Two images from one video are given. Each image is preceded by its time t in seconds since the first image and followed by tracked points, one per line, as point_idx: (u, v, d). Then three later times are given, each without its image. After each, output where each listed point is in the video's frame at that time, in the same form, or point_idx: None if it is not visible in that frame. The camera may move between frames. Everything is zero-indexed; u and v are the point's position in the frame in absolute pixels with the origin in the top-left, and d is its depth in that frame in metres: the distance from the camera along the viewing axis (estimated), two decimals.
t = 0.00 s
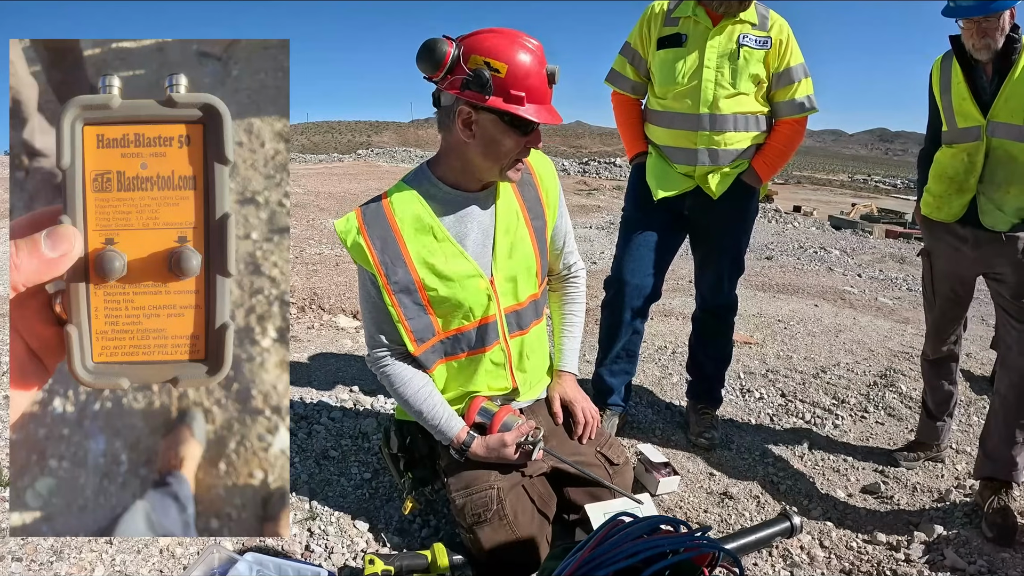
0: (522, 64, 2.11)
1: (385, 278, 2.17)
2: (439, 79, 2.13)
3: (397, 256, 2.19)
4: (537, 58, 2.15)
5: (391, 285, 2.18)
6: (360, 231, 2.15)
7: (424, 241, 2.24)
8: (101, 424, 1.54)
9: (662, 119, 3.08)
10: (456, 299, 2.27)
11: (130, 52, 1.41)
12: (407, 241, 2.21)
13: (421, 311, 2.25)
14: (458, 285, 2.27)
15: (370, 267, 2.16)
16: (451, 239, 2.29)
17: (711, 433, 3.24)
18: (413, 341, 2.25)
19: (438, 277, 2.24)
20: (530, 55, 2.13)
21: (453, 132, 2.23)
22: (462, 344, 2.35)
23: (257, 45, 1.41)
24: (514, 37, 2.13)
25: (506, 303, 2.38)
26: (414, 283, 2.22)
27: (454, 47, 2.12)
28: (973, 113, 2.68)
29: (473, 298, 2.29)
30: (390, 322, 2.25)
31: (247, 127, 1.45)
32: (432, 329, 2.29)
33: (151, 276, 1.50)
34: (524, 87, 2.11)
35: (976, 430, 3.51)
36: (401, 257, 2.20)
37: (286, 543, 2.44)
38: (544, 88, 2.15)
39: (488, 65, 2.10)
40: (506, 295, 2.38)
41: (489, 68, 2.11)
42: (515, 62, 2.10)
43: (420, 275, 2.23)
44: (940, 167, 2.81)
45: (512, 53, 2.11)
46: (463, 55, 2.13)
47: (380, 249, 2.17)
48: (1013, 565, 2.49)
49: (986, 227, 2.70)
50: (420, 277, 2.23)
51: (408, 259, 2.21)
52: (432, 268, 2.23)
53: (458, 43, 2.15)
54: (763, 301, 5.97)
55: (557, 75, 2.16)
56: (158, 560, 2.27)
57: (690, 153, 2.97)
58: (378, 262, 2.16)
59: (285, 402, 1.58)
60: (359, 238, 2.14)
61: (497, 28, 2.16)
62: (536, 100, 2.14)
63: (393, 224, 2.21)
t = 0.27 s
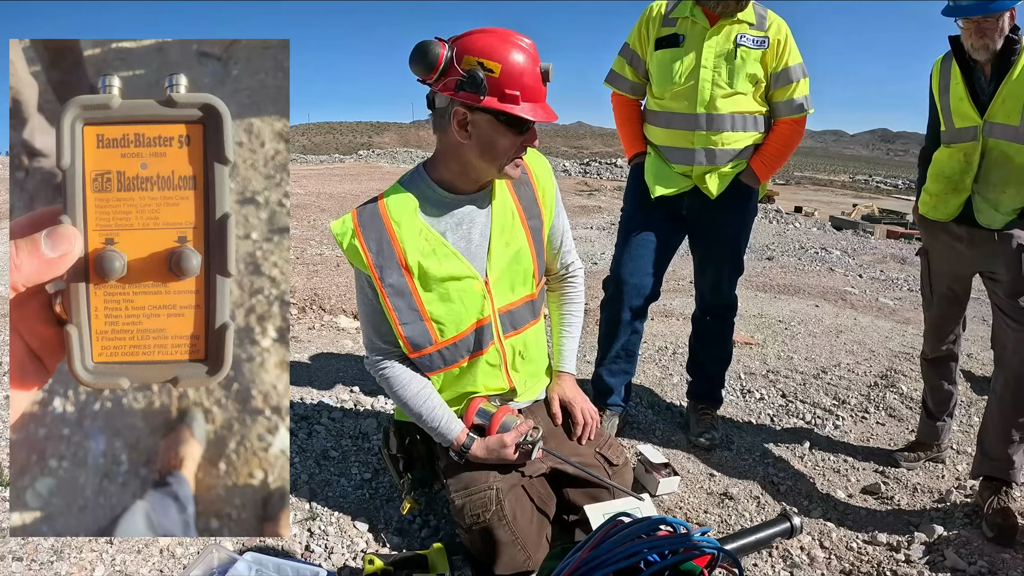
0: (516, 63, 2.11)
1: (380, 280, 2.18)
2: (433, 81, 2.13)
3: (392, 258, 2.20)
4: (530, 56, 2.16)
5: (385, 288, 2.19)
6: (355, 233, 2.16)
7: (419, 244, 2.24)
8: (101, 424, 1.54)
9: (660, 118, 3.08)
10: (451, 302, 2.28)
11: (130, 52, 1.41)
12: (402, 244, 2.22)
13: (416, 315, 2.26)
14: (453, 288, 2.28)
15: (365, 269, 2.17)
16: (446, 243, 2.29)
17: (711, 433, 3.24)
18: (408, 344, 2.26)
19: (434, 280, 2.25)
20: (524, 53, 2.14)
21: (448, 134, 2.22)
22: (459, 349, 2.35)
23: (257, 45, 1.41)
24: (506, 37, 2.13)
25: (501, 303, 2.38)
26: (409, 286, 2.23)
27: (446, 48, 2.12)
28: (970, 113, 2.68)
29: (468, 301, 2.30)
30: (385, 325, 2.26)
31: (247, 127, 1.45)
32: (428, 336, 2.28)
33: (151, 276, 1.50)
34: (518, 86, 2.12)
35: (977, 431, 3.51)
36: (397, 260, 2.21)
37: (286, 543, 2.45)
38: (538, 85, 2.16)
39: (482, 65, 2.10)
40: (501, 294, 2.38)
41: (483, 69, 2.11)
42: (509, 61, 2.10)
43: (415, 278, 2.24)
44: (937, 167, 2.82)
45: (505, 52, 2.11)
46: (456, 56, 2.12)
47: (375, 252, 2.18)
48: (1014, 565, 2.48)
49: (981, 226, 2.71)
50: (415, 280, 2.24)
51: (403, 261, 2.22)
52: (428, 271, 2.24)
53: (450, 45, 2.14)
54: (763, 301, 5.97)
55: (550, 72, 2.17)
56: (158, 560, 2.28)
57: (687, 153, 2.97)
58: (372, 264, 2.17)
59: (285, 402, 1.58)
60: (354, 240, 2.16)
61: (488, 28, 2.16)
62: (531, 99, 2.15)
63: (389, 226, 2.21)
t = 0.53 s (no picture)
0: (513, 63, 2.13)
1: (379, 282, 2.19)
2: (431, 84, 2.13)
3: (391, 260, 2.21)
4: (526, 58, 2.18)
5: (385, 291, 2.20)
6: (354, 235, 2.19)
7: (419, 247, 2.25)
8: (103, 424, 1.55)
9: (659, 119, 3.09)
10: (450, 306, 2.27)
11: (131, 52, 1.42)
12: (401, 246, 2.23)
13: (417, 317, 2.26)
14: (452, 290, 2.27)
15: (364, 271, 2.19)
16: (446, 247, 2.28)
17: (712, 434, 3.24)
18: (408, 346, 2.26)
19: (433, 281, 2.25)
20: (520, 54, 2.16)
21: (448, 137, 2.22)
22: (460, 353, 2.33)
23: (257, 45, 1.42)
24: (502, 39, 2.15)
25: (500, 304, 2.37)
26: (408, 289, 2.23)
27: (442, 52, 2.14)
28: (971, 114, 2.69)
29: (468, 303, 2.30)
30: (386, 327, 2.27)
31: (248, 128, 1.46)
32: (430, 340, 2.26)
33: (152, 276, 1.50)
34: (516, 86, 2.13)
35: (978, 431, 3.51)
36: (396, 261, 2.22)
37: (287, 543, 2.48)
38: (535, 85, 2.17)
39: (479, 67, 2.12)
40: (501, 296, 2.38)
41: (480, 71, 2.12)
42: (505, 62, 2.12)
43: (415, 281, 2.24)
44: (938, 168, 2.82)
45: (500, 54, 2.13)
46: (452, 60, 2.14)
47: (374, 254, 2.19)
48: (1015, 565, 2.48)
49: (979, 226, 2.70)
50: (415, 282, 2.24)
51: (403, 263, 2.23)
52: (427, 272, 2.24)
53: (446, 49, 2.17)
54: (764, 302, 5.97)
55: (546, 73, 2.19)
56: (160, 561, 2.30)
57: (686, 154, 2.98)
58: (371, 266, 2.18)
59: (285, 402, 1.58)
60: (353, 243, 2.18)
61: (484, 31, 2.19)
62: (529, 98, 2.16)
63: (388, 228, 2.23)
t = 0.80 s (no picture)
0: (510, 62, 2.13)
1: (380, 281, 2.19)
2: (427, 83, 2.13)
3: (392, 260, 2.21)
4: (522, 56, 2.17)
5: (386, 289, 2.20)
6: (355, 236, 2.18)
7: (419, 245, 2.25)
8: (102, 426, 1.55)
9: (659, 120, 3.09)
10: (449, 304, 2.28)
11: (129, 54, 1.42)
12: (401, 246, 2.23)
13: (417, 316, 2.26)
14: (453, 288, 2.27)
15: (364, 271, 2.19)
16: (446, 245, 2.29)
17: (713, 435, 3.24)
18: (410, 346, 2.25)
19: (434, 280, 2.25)
20: (516, 53, 2.17)
21: (445, 135, 2.22)
22: (460, 350, 2.34)
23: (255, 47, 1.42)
24: (498, 38, 2.15)
25: (501, 303, 2.37)
26: (409, 286, 2.23)
27: (439, 51, 2.14)
28: (974, 113, 2.68)
29: (469, 302, 2.29)
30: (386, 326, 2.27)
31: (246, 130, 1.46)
32: (430, 337, 2.27)
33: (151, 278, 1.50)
34: (512, 85, 2.13)
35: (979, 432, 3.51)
36: (396, 261, 2.21)
37: (288, 544, 2.48)
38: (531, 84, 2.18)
39: (475, 66, 2.12)
40: (502, 295, 2.37)
41: (476, 69, 2.12)
42: (501, 61, 2.12)
43: (416, 279, 2.24)
44: (941, 168, 2.82)
45: (497, 53, 2.13)
46: (448, 58, 2.15)
47: (375, 254, 2.19)
48: (1016, 566, 2.48)
49: (983, 228, 2.70)
50: (415, 281, 2.24)
51: (403, 262, 2.22)
52: (427, 271, 2.24)
53: (442, 47, 2.17)
54: (765, 302, 5.97)
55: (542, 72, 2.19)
56: (160, 562, 2.30)
57: (686, 154, 2.98)
58: (372, 266, 2.18)
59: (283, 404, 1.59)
60: (354, 243, 2.18)
61: (480, 30, 2.19)
62: (525, 97, 2.16)
63: (388, 228, 2.23)
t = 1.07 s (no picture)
0: (504, 64, 2.14)
1: (379, 282, 2.19)
2: (423, 85, 2.15)
3: (391, 261, 2.22)
4: (516, 58, 2.19)
5: (385, 290, 2.20)
6: (353, 238, 2.19)
7: (418, 246, 2.25)
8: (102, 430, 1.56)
9: (659, 122, 3.10)
10: (448, 303, 2.28)
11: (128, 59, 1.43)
12: (400, 246, 2.23)
13: (416, 316, 2.26)
14: (451, 287, 2.27)
15: (363, 272, 2.19)
16: (445, 246, 2.29)
17: (713, 436, 3.24)
18: (409, 346, 2.26)
19: (432, 280, 2.26)
20: (511, 55, 2.18)
21: (441, 137, 2.23)
22: (459, 349, 2.35)
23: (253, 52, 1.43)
24: (492, 40, 2.17)
25: (500, 303, 2.37)
26: (407, 286, 2.24)
27: (434, 54, 2.15)
28: (976, 115, 2.68)
29: (467, 302, 2.29)
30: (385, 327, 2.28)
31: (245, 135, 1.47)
32: (430, 335, 2.28)
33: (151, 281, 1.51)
34: (506, 86, 2.14)
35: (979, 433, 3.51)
36: (395, 262, 2.22)
37: (288, 545, 2.49)
38: (525, 85, 2.18)
39: (470, 67, 2.13)
40: (500, 295, 2.38)
41: (471, 71, 2.14)
42: (495, 63, 2.13)
43: (414, 279, 2.25)
44: (943, 169, 2.81)
45: (491, 55, 2.14)
46: (444, 61, 2.16)
47: (373, 256, 2.20)
48: (1015, 568, 2.48)
49: (984, 229, 2.70)
50: (414, 281, 2.25)
51: (402, 263, 2.23)
52: (426, 271, 2.25)
53: (437, 50, 2.18)
54: (765, 303, 5.98)
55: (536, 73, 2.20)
56: (161, 563, 2.31)
57: (685, 156, 2.99)
58: (371, 267, 2.19)
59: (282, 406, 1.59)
60: (353, 245, 2.19)
61: (474, 32, 2.20)
62: (519, 98, 2.17)
63: (386, 229, 2.24)
